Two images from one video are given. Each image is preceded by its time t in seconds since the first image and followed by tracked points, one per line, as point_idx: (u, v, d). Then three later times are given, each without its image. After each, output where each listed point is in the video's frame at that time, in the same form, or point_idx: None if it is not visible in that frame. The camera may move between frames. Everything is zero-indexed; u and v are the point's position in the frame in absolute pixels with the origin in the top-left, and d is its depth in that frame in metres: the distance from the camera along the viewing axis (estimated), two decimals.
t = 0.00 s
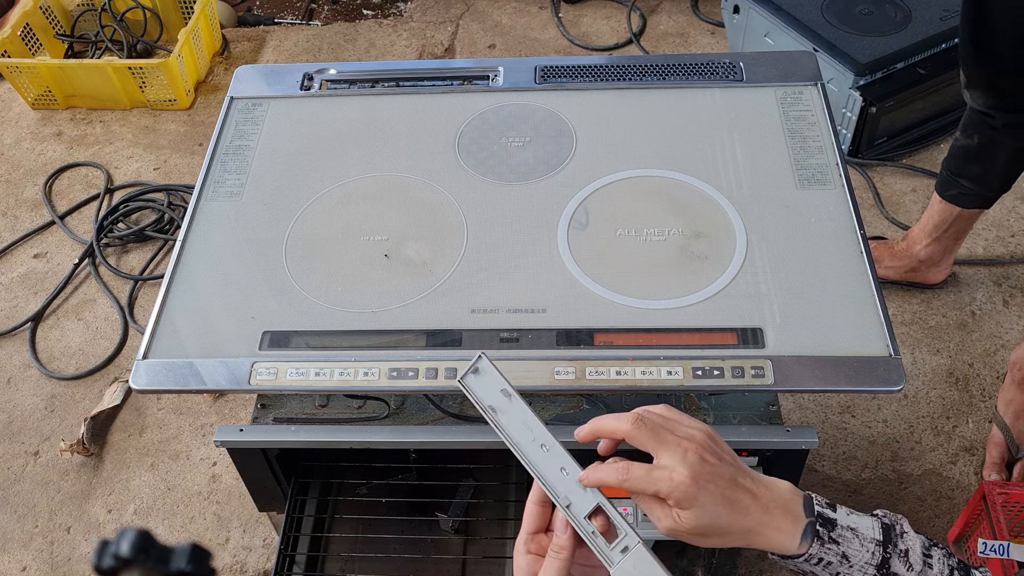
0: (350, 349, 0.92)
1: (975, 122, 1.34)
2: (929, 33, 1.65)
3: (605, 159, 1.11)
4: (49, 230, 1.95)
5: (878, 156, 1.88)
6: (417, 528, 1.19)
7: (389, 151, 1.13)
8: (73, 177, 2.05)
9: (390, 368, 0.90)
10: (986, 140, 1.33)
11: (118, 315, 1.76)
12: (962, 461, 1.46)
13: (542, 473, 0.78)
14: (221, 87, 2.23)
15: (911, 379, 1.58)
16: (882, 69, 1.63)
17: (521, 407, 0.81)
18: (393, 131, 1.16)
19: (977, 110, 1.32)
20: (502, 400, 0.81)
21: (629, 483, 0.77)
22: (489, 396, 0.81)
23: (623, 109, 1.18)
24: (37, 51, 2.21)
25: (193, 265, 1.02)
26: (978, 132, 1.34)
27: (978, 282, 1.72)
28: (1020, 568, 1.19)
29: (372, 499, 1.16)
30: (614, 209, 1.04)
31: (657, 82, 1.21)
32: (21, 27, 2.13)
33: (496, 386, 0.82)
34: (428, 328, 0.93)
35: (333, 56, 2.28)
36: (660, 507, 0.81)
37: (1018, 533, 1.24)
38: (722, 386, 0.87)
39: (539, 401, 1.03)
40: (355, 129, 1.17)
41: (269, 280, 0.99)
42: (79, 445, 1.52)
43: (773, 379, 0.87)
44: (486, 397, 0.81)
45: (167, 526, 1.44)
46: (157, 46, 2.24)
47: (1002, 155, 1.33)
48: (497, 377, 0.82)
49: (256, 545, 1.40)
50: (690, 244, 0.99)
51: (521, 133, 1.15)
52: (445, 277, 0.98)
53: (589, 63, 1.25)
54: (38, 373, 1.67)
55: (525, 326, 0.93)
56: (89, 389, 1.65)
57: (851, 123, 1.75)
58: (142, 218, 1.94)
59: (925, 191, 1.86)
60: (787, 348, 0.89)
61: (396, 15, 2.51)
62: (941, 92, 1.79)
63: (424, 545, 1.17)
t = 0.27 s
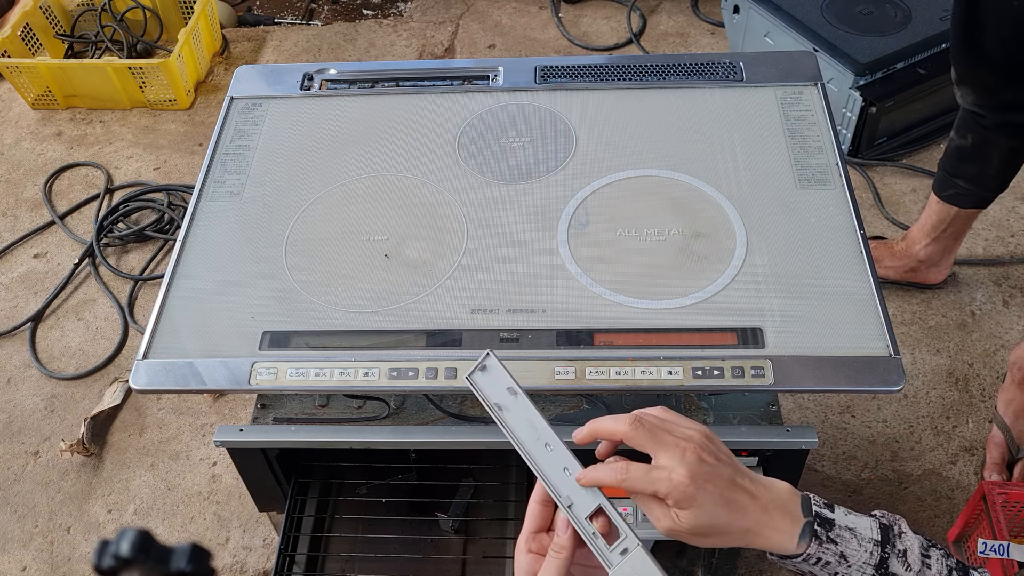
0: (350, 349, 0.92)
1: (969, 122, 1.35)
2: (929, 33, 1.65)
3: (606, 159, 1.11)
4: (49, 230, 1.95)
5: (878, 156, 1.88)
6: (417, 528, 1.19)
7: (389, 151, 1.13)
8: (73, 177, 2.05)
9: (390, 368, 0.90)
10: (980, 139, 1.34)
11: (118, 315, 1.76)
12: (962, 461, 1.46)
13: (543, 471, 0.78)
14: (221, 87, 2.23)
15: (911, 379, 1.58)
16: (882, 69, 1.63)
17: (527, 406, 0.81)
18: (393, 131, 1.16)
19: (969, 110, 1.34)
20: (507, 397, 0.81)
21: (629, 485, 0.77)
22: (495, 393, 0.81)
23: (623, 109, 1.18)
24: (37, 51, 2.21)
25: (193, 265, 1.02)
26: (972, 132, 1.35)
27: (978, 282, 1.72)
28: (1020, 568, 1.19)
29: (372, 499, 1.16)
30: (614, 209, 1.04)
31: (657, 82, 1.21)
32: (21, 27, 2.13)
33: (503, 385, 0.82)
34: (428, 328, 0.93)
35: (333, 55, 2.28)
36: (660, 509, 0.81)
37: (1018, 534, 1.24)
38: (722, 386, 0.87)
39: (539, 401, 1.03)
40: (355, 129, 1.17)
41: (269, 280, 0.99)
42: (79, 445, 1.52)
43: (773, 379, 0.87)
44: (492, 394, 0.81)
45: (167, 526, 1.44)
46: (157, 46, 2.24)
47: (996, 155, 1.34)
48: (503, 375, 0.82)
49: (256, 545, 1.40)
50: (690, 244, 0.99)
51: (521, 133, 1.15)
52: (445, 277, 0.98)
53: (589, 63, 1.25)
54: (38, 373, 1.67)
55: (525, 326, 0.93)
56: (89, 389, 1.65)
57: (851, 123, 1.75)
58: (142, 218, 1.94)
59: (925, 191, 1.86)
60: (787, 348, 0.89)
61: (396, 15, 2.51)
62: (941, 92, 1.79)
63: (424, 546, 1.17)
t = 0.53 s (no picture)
0: (350, 349, 0.92)
1: (960, 122, 1.37)
2: (929, 33, 1.65)
3: (606, 159, 1.11)
4: (49, 230, 1.95)
5: (878, 156, 1.88)
6: (417, 528, 1.19)
7: (389, 151, 1.13)
8: (73, 177, 2.05)
9: (391, 368, 0.90)
10: (971, 139, 1.36)
11: (118, 315, 1.76)
12: (962, 461, 1.46)
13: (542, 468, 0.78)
14: (221, 87, 2.23)
15: (911, 379, 1.58)
16: (882, 69, 1.63)
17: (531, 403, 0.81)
18: (394, 131, 1.16)
19: (959, 111, 1.36)
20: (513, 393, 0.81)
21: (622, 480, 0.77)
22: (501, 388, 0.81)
23: (623, 109, 1.18)
24: (37, 51, 2.21)
25: (193, 266, 1.02)
26: (962, 132, 1.37)
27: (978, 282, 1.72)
28: (1020, 568, 1.19)
29: (372, 499, 1.16)
30: (613, 209, 1.04)
31: (657, 82, 1.21)
32: (21, 27, 2.13)
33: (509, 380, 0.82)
34: (428, 328, 0.93)
35: (333, 55, 2.28)
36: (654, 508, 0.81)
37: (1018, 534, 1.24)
38: (722, 386, 0.87)
39: (540, 401, 1.03)
40: (355, 129, 1.17)
41: (269, 280, 0.99)
42: (79, 445, 1.52)
43: (772, 379, 0.87)
44: (497, 389, 0.81)
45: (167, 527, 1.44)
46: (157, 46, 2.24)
47: (988, 154, 1.36)
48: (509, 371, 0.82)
49: (256, 545, 1.40)
50: (690, 244, 0.99)
51: (521, 133, 1.15)
52: (445, 277, 0.98)
53: (589, 63, 1.25)
54: (38, 373, 1.67)
55: (525, 326, 0.93)
56: (90, 389, 1.65)
57: (851, 123, 1.75)
58: (142, 218, 1.94)
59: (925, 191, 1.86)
60: (787, 348, 0.89)
61: (396, 15, 2.51)
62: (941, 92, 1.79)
63: (424, 546, 1.17)
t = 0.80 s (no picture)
0: (350, 348, 0.92)
1: (958, 123, 1.37)
2: (929, 33, 1.65)
3: (606, 159, 1.11)
4: (48, 230, 1.95)
5: (878, 156, 1.88)
6: (417, 528, 1.19)
7: (389, 151, 1.14)
8: (73, 177, 2.05)
9: (391, 368, 0.90)
10: (970, 139, 1.36)
11: (118, 314, 1.76)
12: (962, 461, 1.46)
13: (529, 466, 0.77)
14: (221, 87, 2.23)
15: (911, 379, 1.58)
16: (882, 69, 1.63)
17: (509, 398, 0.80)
18: (394, 130, 1.16)
19: (956, 112, 1.37)
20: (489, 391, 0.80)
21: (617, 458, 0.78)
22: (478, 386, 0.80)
23: (623, 109, 1.18)
24: (37, 51, 2.21)
25: (193, 266, 1.02)
26: (960, 132, 1.37)
27: (978, 282, 1.72)
28: (1020, 568, 1.18)
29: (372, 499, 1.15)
30: (613, 209, 1.04)
31: (657, 82, 1.21)
32: (21, 27, 2.13)
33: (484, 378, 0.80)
34: (428, 328, 0.93)
35: (332, 55, 2.28)
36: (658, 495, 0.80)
37: (1018, 534, 1.24)
38: (722, 386, 0.87)
39: (539, 401, 1.03)
40: (356, 129, 1.17)
41: (269, 280, 0.99)
42: (79, 445, 1.52)
43: (772, 379, 0.87)
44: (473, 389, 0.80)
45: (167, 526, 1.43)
46: (157, 46, 2.23)
47: (986, 154, 1.36)
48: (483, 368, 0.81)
49: (256, 545, 1.40)
50: (690, 244, 0.99)
51: (521, 133, 1.15)
52: (446, 277, 0.98)
53: (589, 63, 1.25)
54: (38, 373, 1.67)
55: (525, 326, 0.93)
56: (90, 389, 1.65)
57: (851, 123, 1.75)
58: (142, 218, 1.94)
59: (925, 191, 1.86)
60: (787, 348, 0.89)
61: (396, 15, 2.51)
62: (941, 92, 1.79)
63: (425, 546, 1.18)
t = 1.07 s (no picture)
0: (350, 348, 0.92)
1: (959, 122, 1.37)
2: (929, 33, 1.65)
3: (606, 159, 1.10)
4: (48, 230, 1.95)
5: (878, 156, 1.87)
6: (417, 529, 1.18)
7: (389, 151, 1.13)
8: (73, 177, 2.05)
9: (390, 368, 0.90)
10: (971, 139, 1.36)
11: (117, 314, 1.75)
12: (962, 461, 1.46)
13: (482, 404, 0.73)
14: (221, 87, 2.23)
15: (911, 379, 1.58)
16: (883, 69, 1.63)
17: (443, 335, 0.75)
18: (393, 130, 1.16)
19: (957, 111, 1.36)
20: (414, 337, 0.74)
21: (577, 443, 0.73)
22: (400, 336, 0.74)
23: (623, 109, 1.17)
24: (36, 51, 2.21)
25: (192, 266, 1.01)
26: (961, 132, 1.37)
27: (978, 282, 1.72)
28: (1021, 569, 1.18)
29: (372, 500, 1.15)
30: (613, 209, 1.04)
31: (657, 82, 1.21)
32: (20, 27, 2.13)
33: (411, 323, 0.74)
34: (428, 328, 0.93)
35: (332, 55, 2.28)
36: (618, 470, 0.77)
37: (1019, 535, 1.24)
38: (722, 386, 0.86)
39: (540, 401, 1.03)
40: (355, 128, 1.17)
41: (269, 280, 0.99)
42: (78, 445, 1.52)
43: (773, 379, 0.87)
44: (400, 340, 0.73)
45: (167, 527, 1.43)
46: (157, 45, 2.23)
47: (987, 154, 1.36)
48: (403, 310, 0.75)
49: (256, 545, 1.40)
50: (690, 244, 0.99)
51: (521, 133, 1.15)
52: (445, 277, 0.98)
53: (589, 62, 1.25)
54: (38, 373, 1.67)
55: (525, 326, 0.92)
56: (89, 389, 1.64)
57: (851, 123, 1.74)
58: (142, 218, 1.94)
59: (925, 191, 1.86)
60: (787, 348, 0.89)
61: (395, 15, 2.51)
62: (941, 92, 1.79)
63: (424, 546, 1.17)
